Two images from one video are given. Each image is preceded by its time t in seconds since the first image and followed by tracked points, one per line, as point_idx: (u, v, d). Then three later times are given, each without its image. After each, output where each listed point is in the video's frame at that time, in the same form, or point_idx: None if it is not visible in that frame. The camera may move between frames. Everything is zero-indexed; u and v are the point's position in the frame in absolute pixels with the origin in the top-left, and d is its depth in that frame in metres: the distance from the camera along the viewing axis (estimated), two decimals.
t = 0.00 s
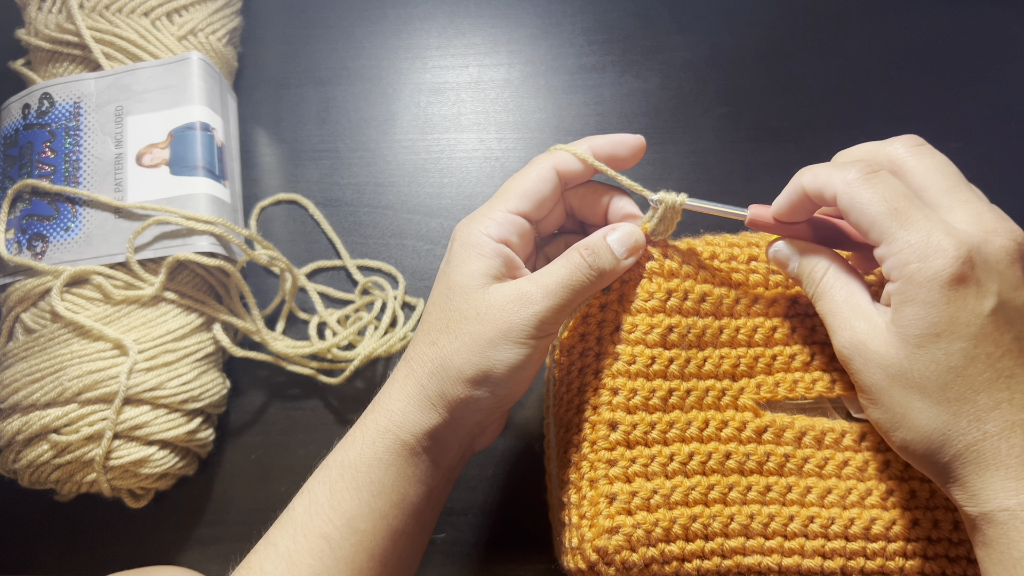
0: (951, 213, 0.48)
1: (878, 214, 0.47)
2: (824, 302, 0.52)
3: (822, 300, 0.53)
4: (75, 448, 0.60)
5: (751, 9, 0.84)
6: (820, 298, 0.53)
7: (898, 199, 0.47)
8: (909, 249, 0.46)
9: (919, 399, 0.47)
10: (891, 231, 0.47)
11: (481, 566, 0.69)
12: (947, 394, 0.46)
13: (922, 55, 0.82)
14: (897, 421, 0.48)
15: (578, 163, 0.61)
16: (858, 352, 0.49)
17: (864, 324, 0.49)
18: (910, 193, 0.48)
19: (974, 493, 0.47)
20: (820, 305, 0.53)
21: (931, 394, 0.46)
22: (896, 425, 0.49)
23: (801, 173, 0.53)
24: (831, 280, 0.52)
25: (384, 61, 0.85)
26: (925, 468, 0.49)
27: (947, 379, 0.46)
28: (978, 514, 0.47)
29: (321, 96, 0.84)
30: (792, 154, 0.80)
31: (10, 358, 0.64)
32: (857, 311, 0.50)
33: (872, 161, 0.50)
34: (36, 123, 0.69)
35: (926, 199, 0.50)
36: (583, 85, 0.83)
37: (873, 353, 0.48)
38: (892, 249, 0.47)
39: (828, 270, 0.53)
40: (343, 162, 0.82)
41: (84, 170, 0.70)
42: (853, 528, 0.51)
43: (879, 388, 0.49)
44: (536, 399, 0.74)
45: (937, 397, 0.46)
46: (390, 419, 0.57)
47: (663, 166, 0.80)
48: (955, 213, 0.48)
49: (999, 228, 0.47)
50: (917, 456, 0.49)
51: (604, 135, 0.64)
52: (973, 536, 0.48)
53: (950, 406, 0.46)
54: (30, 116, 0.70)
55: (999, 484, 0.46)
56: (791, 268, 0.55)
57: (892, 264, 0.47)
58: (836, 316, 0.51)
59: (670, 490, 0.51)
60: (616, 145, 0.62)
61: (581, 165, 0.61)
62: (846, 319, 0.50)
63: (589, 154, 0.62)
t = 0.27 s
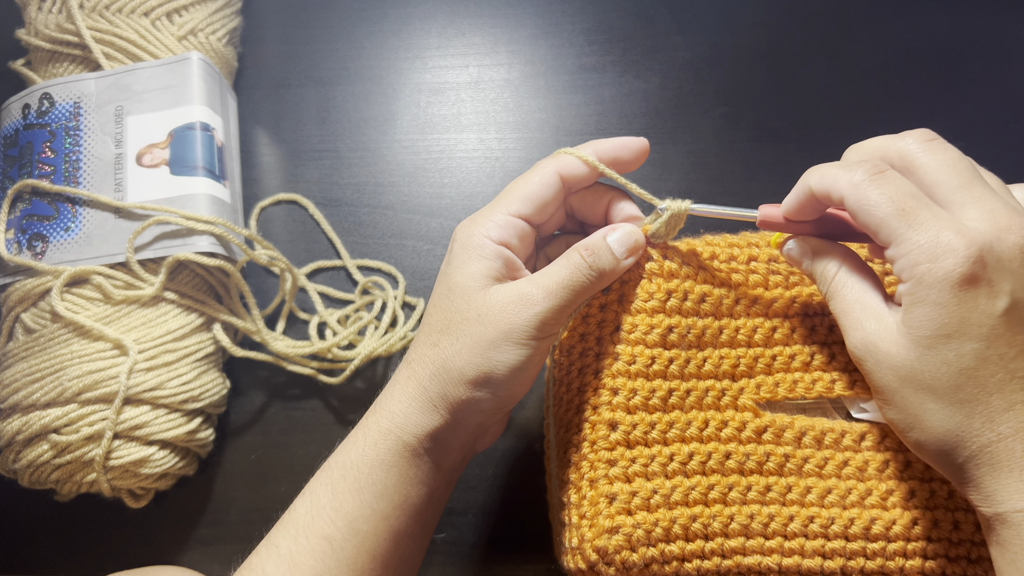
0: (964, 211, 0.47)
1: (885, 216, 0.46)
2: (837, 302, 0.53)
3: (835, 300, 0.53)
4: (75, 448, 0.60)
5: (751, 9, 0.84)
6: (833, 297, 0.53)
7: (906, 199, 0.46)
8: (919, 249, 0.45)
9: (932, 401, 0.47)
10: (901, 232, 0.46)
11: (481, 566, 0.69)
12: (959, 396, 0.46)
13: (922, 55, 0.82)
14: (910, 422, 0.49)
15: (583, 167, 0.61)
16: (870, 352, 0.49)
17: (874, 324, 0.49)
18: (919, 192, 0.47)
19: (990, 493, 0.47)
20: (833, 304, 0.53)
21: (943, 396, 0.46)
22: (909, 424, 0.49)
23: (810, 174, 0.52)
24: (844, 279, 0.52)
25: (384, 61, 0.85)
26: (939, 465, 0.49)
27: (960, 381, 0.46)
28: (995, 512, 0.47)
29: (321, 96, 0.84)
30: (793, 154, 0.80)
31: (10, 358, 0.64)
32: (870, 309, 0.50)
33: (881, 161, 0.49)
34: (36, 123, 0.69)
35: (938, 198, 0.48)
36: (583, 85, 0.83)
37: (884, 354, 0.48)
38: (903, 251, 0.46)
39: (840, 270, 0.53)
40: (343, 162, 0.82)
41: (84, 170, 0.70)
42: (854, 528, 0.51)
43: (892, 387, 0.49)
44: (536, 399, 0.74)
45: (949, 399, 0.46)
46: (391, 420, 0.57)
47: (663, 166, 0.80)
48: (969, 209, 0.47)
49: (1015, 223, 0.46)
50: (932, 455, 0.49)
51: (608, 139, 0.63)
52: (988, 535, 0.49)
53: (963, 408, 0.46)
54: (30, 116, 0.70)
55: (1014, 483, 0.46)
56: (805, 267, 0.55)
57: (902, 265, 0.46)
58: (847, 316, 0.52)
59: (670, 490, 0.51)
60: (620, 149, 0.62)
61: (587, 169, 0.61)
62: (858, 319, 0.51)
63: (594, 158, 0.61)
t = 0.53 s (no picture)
0: (974, 211, 0.47)
1: (895, 215, 0.47)
2: (847, 305, 0.52)
3: (845, 303, 0.52)
4: (75, 448, 0.60)
5: (751, 9, 0.84)
6: (843, 301, 0.53)
7: (915, 199, 0.46)
8: (933, 247, 0.45)
9: (949, 401, 0.47)
10: (914, 231, 0.46)
11: (481, 566, 0.69)
12: (976, 395, 0.46)
13: (921, 55, 0.82)
14: (927, 425, 0.48)
15: (585, 168, 0.61)
16: (883, 356, 0.49)
17: (887, 327, 0.49)
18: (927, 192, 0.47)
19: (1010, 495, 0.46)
20: (842, 307, 0.53)
21: (960, 396, 0.46)
22: (925, 427, 0.48)
23: (816, 180, 0.53)
24: (854, 282, 0.52)
25: (384, 61, 0.85)
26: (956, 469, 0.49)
27: (976, 380, 0.46)
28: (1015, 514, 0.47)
29: (320, 96, 0.84)
30: (793, 155, 0.80)
31: (10, 358, 0.64)
32: (881, 312, 0.50)
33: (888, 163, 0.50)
34: (36, 123, 0.69)
35: (947, 197, 0.49)
36: (583, 85, 0.83)
37: (898, 357, 0.48)
38: (916, 249, 0.46)
39: (850, 273, 0.52)
40: (343, 162, 0.82)
41: (84, 170, 0.70)
42: (853, 527, 0.51)
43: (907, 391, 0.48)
44: (536, 399, 0.74)
45: (967, 398, 0.46)
46: (392, 420, 0.57)
47: (663, 166, 0.80)
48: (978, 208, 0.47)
49: None
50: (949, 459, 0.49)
51: (609, 140, 0.63)
52: (1006, 539, 0.48)
53: (980, 408, 0.46)
54: (30, 116, 0.70)
55: None
56: (814, 271, 0.55)
57: (915, 263, 0.46)
58: (857, 320, 0.51)
59: (670, 490, 0.51)
60: (622, 150, 0.62)
61: (589, 170, 0.61)
62: (871, 322, 0.50)
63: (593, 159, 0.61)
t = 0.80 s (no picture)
0: (983, 212, 0.48)
1: (906, 217, 0.47)
2: (853, 313, 0.51)
3: (851, 312, 0.52)
4: (75, 448, 0.60)
5: (751, 9, 0.84)
6: (849, 309, 0.52)
7: (925, 202, 0.47)
8: (945, 246, 0.45)
9: (968, 404, 0.46)
10: (926, 230, 0.46)
11: (482, 566, 0.69)
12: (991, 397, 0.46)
13: (921, 55, 0.82)
14: (945, 431, 0.47)
15: (585, 169, 0.61)
16: (895, 363, 0.48)
17: (897, 333, 0.48)
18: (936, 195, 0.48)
19: None
20: (848, 315, 0.52)
21: (978, 397, 0.46)
22: (943, 434, 0.48)
23: (823, 186, 0.53)
24: (861, 289, 0.51)
25: (384, 61, 0.85)
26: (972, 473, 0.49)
27: (992, 380, 0.46)
28: None
29: (320, 96, 0.84)
30: (793, 155, 0.80)
31: (10, 358, 0.64)
32: (890, 318, 0.49)
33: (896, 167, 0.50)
34: (36, 123, 0.69)
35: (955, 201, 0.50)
36: (583, 85, 0.83)
37: (912, 363, 0.47)
38: (930, 248, 0.46)
39: (857, 280, 0.52)
40: (343, 162, 0.82)
41: (84, 170, 0.70)
42: (853, 527, 0.51)
43: (923, 398, 0.47)
44: (536, 399, 0.74)
45: (986, 399, 0.46)
46: (393, 422, 0.57)
47: (663, 165, 0.80)
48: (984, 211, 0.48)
49: None
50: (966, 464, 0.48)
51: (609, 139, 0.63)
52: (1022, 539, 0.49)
53: (997, 410, 0.46)
54: (30, 116, 0.70)
55: None
56: (819, 278, 0.54)
57: (931, 263, 0.46)
58: (865, 329, 0.50)
59: (670, 490, 0.51)
60: (622, 149, 0.62)
61: (589, 171, 0.61)
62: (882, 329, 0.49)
63: (595, 160, 0.61)
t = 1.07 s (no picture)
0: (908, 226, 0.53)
1: (848, 215, 0.51)
2: (786, 311, 0.49)
3: (784, 309, 0.49)
4: (75, 448, 0.60)
5: (751, 9, 0.84)
6: (782, 304, 0.49)
7: (865, 204, 0.51)
8: (878, 241, 0.48)
9: (916, 397, 0.45)
10: (858, 227, 0.50)
11: (482, 566, 0.69)
12: (928, 390, 0.45)
13: (921, 55, 0.82)
14: (885, 427, 0.46)
15: (580, 166, 0.61)
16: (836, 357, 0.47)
17: (834, 328, 0.47)
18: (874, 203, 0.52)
19: (978, 500, 0.45)
20: (779, 314, 0.50)
21: (926, 390, 0.45)
22: (886, 433, 0.46)
23: (768, 193, 0.58)
24: (795, 286, 0.49)
25: (384, 62, 0.85)
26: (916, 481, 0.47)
27: (928, 370, 0.45)
28: (981, 525, 0.46)
29: (321, 96, 0.84)
30: (793, 155, 0.80)
31: (10, 358, 0.64)
32: (827, 317, 0.48)
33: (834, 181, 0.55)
34: (36, 123, 0.69)
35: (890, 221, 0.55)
36: (583, 85, 0.83)
37: (854, 356, 0.46)
38: (860, 244, 0.49)
39: (796, 275, 0.49)
40: (343, 162, 0.82)
41: (84, 170, 0.70)
42: (853, 527, 0.51)
43: (863, 394, 0.46)
44: (536, 399, 0.74)
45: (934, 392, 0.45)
46: (392, 423, 0.57)
47: (663, 165, 0.80)
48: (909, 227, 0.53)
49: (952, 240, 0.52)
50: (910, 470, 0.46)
51: (605, 132, 0.64)
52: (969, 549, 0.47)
53: (937, 405, 0.45)
54: (30, 116, 0.70)
55: (999, 487, 0.45)
56: (749, 273, 0.51)
57: (858, 258, 0.49)
58: (796, 330, 0.49)
59: (670, 490, 0.51)
60: (619, 141, 0.62)
61: (583, 167, 0.61)
62: (820, 325, 0.48)
63: (593, 154, 0.61)
